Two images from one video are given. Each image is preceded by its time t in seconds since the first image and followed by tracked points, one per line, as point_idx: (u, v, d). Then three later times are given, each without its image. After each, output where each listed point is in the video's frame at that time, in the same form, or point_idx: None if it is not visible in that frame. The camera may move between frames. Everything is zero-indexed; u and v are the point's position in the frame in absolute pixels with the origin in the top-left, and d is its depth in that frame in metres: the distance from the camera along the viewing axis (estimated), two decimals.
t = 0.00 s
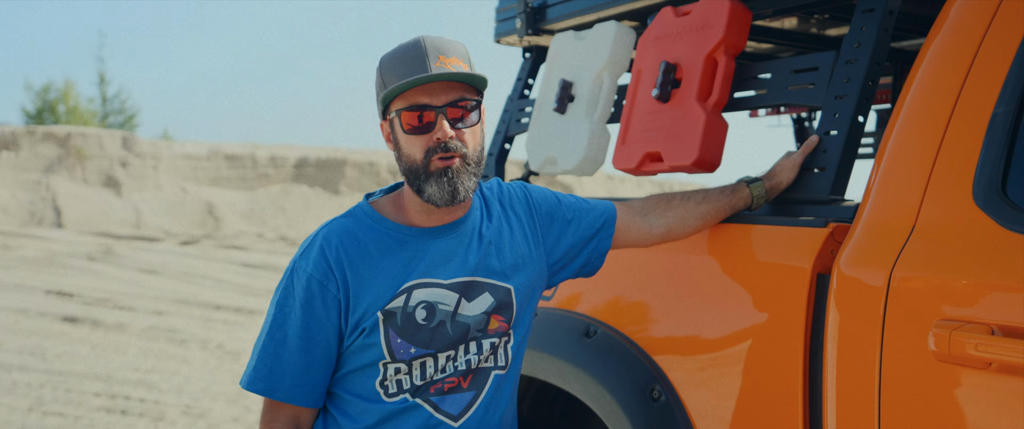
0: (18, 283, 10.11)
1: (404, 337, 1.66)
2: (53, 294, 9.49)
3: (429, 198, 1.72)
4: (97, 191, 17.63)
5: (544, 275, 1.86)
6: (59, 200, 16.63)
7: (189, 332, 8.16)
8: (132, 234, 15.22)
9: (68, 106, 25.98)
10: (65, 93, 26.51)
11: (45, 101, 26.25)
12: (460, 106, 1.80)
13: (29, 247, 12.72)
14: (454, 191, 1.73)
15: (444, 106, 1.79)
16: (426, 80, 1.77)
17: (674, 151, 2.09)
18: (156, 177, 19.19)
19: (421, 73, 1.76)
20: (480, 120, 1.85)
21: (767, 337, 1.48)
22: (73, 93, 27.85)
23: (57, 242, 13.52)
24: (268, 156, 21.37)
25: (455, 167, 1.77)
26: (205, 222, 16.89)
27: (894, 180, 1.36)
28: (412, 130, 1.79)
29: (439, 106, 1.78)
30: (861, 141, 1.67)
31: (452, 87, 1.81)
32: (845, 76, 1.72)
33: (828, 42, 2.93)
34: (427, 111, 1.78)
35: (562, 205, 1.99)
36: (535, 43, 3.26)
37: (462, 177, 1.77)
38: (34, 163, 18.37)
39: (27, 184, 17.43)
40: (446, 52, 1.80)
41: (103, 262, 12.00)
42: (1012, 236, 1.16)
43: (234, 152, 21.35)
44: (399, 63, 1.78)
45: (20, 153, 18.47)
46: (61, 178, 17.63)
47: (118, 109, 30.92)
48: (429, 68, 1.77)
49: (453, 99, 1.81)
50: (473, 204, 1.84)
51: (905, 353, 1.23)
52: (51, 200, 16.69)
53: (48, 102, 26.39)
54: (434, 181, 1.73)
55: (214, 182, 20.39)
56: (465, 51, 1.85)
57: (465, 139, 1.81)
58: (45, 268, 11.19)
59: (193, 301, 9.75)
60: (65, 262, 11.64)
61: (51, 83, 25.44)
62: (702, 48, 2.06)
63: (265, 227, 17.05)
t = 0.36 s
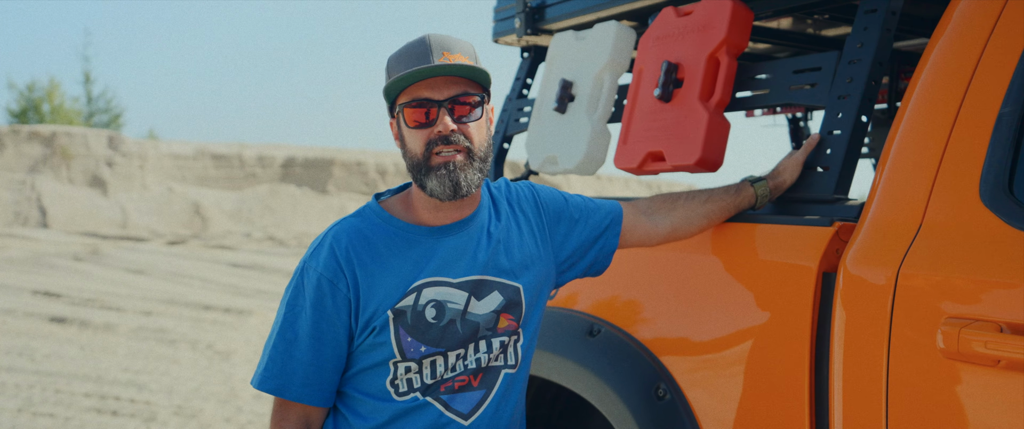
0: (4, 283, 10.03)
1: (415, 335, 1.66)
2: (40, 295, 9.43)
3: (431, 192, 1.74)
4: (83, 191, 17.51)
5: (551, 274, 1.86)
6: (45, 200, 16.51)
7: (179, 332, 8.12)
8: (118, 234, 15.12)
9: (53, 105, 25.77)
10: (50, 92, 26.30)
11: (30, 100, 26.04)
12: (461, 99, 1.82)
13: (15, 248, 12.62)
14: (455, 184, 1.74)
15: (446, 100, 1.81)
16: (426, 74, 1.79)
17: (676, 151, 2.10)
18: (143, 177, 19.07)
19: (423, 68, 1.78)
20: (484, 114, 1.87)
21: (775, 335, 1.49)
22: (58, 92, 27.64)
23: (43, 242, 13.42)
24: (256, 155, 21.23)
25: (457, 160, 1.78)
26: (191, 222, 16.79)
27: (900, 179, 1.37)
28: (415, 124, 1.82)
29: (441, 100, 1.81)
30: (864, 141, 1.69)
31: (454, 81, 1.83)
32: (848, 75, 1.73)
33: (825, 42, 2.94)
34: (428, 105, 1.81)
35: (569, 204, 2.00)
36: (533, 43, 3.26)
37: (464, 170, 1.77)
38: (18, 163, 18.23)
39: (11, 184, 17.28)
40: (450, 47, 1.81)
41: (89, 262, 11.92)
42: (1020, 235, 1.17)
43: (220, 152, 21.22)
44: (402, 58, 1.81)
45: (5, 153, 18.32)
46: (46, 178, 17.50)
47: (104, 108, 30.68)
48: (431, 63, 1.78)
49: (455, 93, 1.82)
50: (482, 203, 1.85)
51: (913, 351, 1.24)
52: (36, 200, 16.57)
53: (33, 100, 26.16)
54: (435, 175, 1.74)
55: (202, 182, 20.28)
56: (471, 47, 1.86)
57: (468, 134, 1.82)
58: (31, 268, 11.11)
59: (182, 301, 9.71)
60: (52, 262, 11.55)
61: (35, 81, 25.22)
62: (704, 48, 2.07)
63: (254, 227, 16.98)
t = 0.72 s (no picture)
0: None
1: (425, 334, 1.67)
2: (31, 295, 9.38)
3: (441, 188, 1.75)
4: (73, 191, 17.43)
5: (558, 272, 1.87)
6: (34, 200, 16.42)
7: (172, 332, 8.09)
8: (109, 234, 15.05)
9: (42, 104, 25.61)
10: (39, 91, 26.15)
11: (19, 99, 25.88)
12: (466, 95, 1.81)
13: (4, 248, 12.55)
14: (465, 179, 1.75)
15: (450, 96, 1.81)
16: (430, 73, 1.79)
17: (680, 150, 2.10)
18: (133, 177, 18.97)
19: (427, 66, 1.78)
20: (489, 108, 1.86)
21: (782, 333, 1.49)
22: (48, 91, 27.48)
23: (32, 242, 13.34)
24: (247, 154, 21.10)
25: (465, 154, 1.78)
26: (182, 221, 16.72)
27: (907, 178, 1.38)
28: (421, 122, 1.81)
29: (445, 96, 1.80)
30: (869, 140, 1.70)
31: (458, 78, 1.82)
32: (853, 75, 1.74)
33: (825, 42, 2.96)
34: (433, 102, 1.80)
35: (575, 202, 2.01)
36: (534, 42, 3.26)
37: (472, 164, 1.78)
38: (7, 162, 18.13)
39: None
40: (452, 46, 1.80)
41: (80, 262, 11.86)
42: None
43: (212, 151, 21.11)
44: (405, 58, 1.80)
45: None
46: (36, 178, 17.40)
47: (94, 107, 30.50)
48: (435, 61, 1.78)
49: (460, 89, 1.82)
50: (490, 202, 1.85)
51: (920, 349, 1.25)
52: (26, 200, 16.47)
53: (21, 99, 26.01)
54: (445, 171, 1.75)
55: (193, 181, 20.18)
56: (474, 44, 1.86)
57: (474, 128, 1.82)
58: (21, 269, 11.05)
59: (175, 301, 9.67)
60: (42, 262, 11.49)
61: (23, 79, 25.01)
62: (708, 48, 2.08)
63: (245, 227, 16.91)
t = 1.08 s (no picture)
0: None
1: (429, 331, 1.67)
2: (23, 295, 9.34)
3: (439, 177, 1.75)
4: (64, 191, 17.36)
5: (560, 269, 1.88)
6: (25, 200, 16.35)
7: (165, 332, 8.07)
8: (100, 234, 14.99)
9: (31, 103, 25.48)
10: (29, 90, 26.02)
11: (8, 98, 25.75)
12: (460, 84, 1.82)
13: None
14: (463, 167, 1.75)
15: (444, 87, 1.82)
16: (422, 64, 1.81)
17: (682, 149, 2.11)
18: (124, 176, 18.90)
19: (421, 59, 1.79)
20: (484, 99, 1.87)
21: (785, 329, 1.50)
22: (37, 90, 27.34)
23: (23, 242, 13.28)
24: (239, 154, 21.01)
25: (461, 143, 1.79)
26: (174, 221, 16.66)
27: (911, 177, 1.39)
28: (417, 114, 1.83)
29: (440, 87, 1.81)
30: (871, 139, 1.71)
31: (452, 70, 1.84)
32: (855, 74, 1.75)
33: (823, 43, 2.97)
34: (428, 94, 1.81)
35: (578, 199, 2.01)
36: (533, 42, 3.27)
37: (469, 153, 1.78)
38: None
39: None
40: (445, 38, 1.82)
41: (72, 262, 11.82)
42: None
43: (203, 151, 21.02)
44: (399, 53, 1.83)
45: None
46: (26, 178, 17.32)
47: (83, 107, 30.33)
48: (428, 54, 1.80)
49: (453, 80, 1.83)
50: (493, 199, 1.86)
51: (926, 347, 1.26)
52: (16, 200, 16.41)
53: (11, 98, 25.88)
54: (442, 160, 1.76)
55: (185, 181, 20.11)
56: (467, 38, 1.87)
57: (470, 118, 1.83)
58: (12, 269, 11.00)
59: (167, 301, 9.64)
60: (33, 262, 11.44)
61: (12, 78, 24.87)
62: (709, 47, 2.08)
63: (238, 227, 16.86)
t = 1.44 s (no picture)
0: None
1: (431, 329, 1.68)
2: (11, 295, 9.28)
3: (442, 193, 1.75)
4: (52, 191, 17.26)
5: (560, 268, 1.89)
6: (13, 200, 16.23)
7: (156, 332, 8.03)
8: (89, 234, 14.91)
9: (18, 102, 25.30)
10: (15, 89, 25.85)
11: None
12: (466, 100, 1.81)
13: None
14: (466, 184, 1.75)
15: (451, 102, 1.80)
16: (429, 78, 1.78)
17: (681, 149, 2.12)
18: (113, 176, 18.79)
19: (429, 72, 1.77)
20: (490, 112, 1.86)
21: (784, 326, 1.51)
22: (24, 89, 27.16)
23: (10, 242, 13.19)
24: (228, 154, 20.93)
25: (465, 159, 1.78)
26: (163, 221, 16.59)
27: (910, 177, 1.40)
28: (422, 128, 1.81)
29: (446, 103, 1.80)
30: (869, 139, 1.72)
31: (459, 83, 1.81)
32: (853, 75, 1.76)
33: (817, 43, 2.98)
34: (433, 108, 1.80)
35: (578, 198, 2.02)
36: (529, 42, 3.27)
37: (473, 169, 1.78)
38: None
39: None
40: (454, 49, 1.79)
41: (61, 262, 11.75)
42: None
43: (193, 151, 20.93)
44: (407, 62, 1.80)
45: None
46: (14, 178, 17.20)
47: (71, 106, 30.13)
48: (436, 67, 1.77)
49: (460, 95, 1.81)
50: (493, 199, 1.86)
51: (925, 344, 1.27)
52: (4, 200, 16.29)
53: None
54: (445, 176, 1.75)
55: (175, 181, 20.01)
56: (476, 47, 1.84)
57: (475, 134, 1.82)
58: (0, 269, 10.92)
59: (158, 302, 9.60)
60: (21, 262, 11.37)
61: None
62: (708, 48, 2.09)
63: (228, 227, 16.80)
